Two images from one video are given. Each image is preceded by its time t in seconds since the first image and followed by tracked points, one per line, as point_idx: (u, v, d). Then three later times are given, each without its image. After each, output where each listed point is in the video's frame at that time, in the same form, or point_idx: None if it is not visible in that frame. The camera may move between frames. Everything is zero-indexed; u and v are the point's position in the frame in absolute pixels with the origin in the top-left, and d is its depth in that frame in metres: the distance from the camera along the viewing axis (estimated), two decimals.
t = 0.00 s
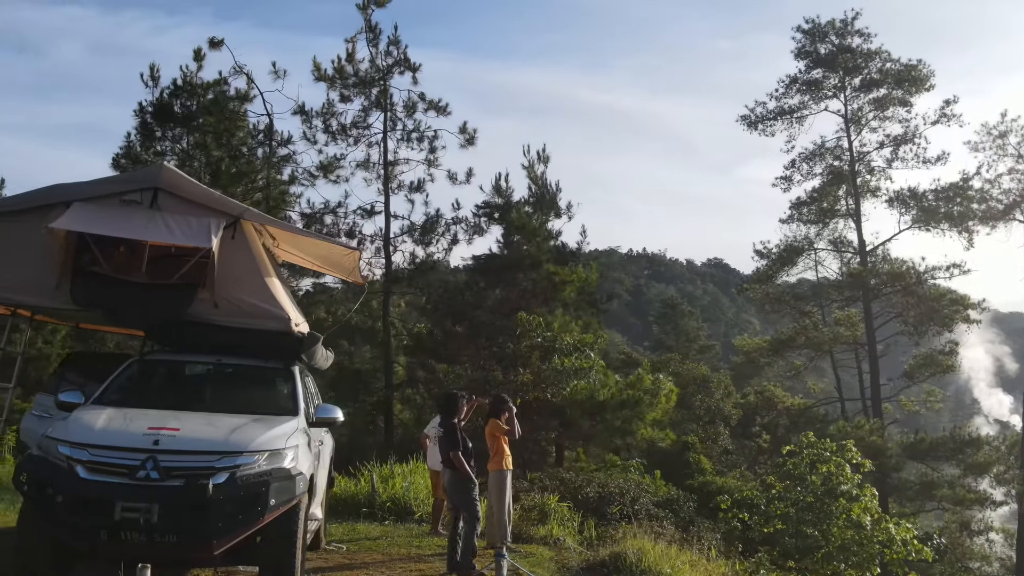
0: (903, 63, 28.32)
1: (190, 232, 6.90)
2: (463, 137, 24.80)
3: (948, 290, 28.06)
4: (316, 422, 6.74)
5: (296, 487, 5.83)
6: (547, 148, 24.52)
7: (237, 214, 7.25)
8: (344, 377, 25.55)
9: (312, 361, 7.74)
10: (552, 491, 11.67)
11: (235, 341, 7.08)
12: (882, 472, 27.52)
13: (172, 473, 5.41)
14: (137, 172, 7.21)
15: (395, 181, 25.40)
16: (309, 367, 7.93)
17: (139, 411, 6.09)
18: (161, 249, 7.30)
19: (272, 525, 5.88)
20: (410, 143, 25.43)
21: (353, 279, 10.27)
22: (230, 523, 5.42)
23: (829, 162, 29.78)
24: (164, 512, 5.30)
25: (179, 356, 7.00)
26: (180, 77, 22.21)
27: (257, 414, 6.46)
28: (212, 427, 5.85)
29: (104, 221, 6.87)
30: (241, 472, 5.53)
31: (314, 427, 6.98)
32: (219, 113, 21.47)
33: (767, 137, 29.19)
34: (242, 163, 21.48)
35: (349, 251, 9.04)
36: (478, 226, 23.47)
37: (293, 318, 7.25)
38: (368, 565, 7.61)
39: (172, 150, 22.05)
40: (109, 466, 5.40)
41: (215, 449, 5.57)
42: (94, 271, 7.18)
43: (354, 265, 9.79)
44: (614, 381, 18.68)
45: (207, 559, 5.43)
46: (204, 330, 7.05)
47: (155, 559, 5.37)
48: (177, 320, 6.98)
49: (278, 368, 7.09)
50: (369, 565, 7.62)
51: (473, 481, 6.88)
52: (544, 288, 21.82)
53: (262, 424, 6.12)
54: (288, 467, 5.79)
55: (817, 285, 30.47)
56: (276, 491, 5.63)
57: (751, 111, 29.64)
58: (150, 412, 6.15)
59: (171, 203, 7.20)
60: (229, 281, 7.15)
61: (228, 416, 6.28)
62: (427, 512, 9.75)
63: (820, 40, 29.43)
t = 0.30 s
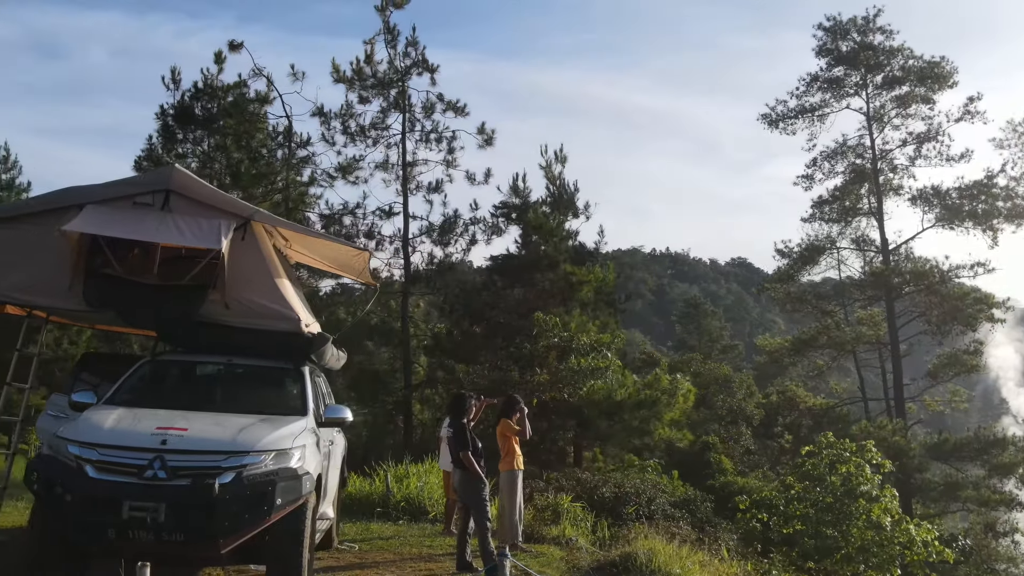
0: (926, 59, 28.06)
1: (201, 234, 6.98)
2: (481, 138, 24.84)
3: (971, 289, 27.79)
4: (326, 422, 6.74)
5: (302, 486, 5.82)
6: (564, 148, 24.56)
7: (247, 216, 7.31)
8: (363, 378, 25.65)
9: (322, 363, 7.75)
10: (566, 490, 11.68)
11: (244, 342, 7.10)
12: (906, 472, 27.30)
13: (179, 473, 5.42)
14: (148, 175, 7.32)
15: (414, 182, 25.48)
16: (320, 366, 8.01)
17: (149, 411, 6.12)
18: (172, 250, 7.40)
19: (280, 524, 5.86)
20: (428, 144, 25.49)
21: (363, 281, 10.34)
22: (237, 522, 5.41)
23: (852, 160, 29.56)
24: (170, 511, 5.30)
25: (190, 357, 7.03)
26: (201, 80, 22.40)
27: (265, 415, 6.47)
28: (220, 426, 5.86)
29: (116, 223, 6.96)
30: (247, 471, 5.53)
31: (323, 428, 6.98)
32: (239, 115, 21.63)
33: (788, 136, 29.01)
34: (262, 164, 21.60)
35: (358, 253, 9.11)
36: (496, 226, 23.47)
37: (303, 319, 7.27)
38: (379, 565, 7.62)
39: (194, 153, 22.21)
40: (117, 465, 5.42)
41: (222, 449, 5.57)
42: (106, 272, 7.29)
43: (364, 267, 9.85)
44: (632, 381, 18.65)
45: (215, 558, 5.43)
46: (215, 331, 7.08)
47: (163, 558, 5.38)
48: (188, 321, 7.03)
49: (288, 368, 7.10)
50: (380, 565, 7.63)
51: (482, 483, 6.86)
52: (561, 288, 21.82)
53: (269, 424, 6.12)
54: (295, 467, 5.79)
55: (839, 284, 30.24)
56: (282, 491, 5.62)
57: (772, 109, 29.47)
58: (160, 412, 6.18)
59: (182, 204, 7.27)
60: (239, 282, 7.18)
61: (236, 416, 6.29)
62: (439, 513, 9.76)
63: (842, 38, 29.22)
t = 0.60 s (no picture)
0: (949, 56, 27.78)
1: (212, 235, 7.05)
2: (499, 138, 24.86)
3: (996, 288, 27.49)
4: (335, 422, 6.73)
5: (310, 486, 5.78)
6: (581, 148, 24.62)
7: (259, 217, 7.44)
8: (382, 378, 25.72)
9: (333, 363, 7.77)
10: (581, 490, 11.66)
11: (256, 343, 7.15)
12: (929, 473, 27.10)
13: (187, 472, 5.42)
14: (161, 178, 7.38)
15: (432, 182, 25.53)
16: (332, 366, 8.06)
17: (159, 411, 6.15)
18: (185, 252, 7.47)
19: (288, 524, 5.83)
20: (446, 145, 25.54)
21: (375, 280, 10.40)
22: (244, 521, 5.39)
23: (874, 158, 29.31)
24: (178, 510, 5.30)
25: (201, 358, 7.05)
26: (221, 82, 22.56)
27: (274, 415, 6.46)
28: (228, 426, 5.87)
29: (129, 225, 7.02)
30: (254, 471, 5.51)
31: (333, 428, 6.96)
32: (259, 118, 21.76)
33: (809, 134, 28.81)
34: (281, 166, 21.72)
35: (370, 254, 9.16)
36: (515, 227, 23.45)
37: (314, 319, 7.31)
38: (389, 564, 7.64)
39: (215, 155, 22.33)
40: (127, 464, 5.44)
41: (230, 448, 5.56)
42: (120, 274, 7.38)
43: (376, 267, 9.91)
44: (650, 381, 18.59)
45: (222, 558, 5.41)
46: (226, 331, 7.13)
47: (171, 557, 5.37)
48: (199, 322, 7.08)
49: (299, 369, 7.13)
50: (390, 564, 7.65)
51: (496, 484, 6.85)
52: (578, 288, 21.79)
53: (278, 424, 6.10)
54: (302, 467, 5.76)
55: (860, 284, 29.97)
56: (289, 490, 5.59)
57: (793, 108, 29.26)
58: (171, 412, 6.20)
59: (193, 206, 7.36)
60: (250, 283, 7.23)
61: (245, 416, 6.28)
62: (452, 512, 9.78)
63: (864, 35, 28.97)
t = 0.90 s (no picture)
0: (973, 52, 27.50)
1: (222, 237, 7.08)
2: (517, 138, 24.87)
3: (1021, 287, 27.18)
4: (344, 422, 6.75)
5: (316, 485, 5.80)
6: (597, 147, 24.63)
7: (269, 218, 7.45)
8: (400, 378, 25.81)
9: (345, 362, 7.78)
10: (596, 490, 11.66)
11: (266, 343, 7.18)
12: (953, 474, 26.87)
13: (195, 471, 5.45)
14: (172, 179, 7.41)
15: (451, 183, 25.58)
16: (343, 366, 8.10)
17: (169, 411, 6.19)
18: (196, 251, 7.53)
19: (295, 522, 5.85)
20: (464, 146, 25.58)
21: (388, 280, 10.45)
22: (251, 520, 5.41)
23: (897, 156, 29.08)
24: (185, 508, 5.33)
25: (212, 358, 7.09)
26: (241, 85, 22.73)
27: (282, 415, 6.48)
28: (236, 426, 5.90)
29: (140, 228, 7.07)
30: (261, 470, 5.54)
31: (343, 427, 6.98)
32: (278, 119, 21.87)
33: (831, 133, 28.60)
34: (301, 167, 21.81)
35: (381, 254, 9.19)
36: (533, 227, 23.43)
37: (324, 320, 7.32)
38: (400, 564, 7.67)
39: (235, 157, 22.39)
40: (135, 463, 5.48)
41: (237, 448, 5.58)
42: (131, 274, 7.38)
43: (388, 266, 9.95)
44: (668, 381, 18.60)
45: (230, 557, 5.44)
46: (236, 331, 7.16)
47: (179, 556, 5.41)
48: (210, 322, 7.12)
49: (309, 369, 7.14)
50: (401, 564, 7.68)
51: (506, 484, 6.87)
52: (594, 289, 21.77)
53: (285, 424, 6.12)
54: (308, 466, 5.78)
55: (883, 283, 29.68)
56: (295, 490, 5.61)
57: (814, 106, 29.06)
58: (181, 411, 6.25)
59: (204, 209, 7.39)
60: (260, 284, 7.25)
61: (254, 416, 6.31)
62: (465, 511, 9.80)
63: (886, 32, 28.73)
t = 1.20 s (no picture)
0: (1000, 48, 27.18)
1: (235, 239, 7.14)
2: (537, 138, 24.87)
3: None
4: (354, 421, 6.78)
5: (324, 484, 5.83)
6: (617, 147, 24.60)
7: (280, 220, 7.52)
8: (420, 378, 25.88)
9: (356, 362, 7.81)
10: (614, 490, 11.63)
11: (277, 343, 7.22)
12: (980, 475, 26.55)
13: (203, 470, 5.49)
14: (185, 181, 7.49)
15: (471, 183, 25.61)
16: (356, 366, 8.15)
17: (180, 410, 6.24)
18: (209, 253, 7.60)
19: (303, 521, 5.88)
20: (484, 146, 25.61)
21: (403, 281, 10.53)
22: (258, 519, 5.45)
23: (923, 154, 28.80)
24: (193, 507, 5.38)
25: (225, 358, 7.16)
26: (264, 87, 22.91)
27: (291, 415, 6.52)
28: (245, 425, 5.94)
29: (153, 230, 7.14)
30: (269, 470, 5.57)
31: (353, 427, 7.01)
32: (299, 121, 21.98)
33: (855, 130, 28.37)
34: (322, 168, 21.93)
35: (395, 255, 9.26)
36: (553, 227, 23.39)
37: (335, 320, 7.36)
38: (412, 563, 7.70)
39: (258, 159, 22.47)
40: (144, 462, 5.53)
41: (245, 447, 5.62)
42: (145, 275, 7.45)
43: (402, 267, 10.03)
44: (688, 381, 18.55)
45: (238, 556, 5.48)
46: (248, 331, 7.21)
47: (187, 554, 5.44)
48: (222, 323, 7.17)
49: (320, 369, 7.18)
50: (412, 563, 7.71)
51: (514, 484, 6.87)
52: (614, 288, 21.82)
53: (294, 423, 6.16)
54: (316, 466, 5.80)
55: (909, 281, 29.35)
56: (303, 489, 5.64)
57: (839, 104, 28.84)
58: (192, 411, 6.30)
59: (216, 210, 7.47)
60: (273, 284, 7.31)
61: (264, 415, 6.35)
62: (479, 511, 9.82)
63: (912, 28, 28.46)
